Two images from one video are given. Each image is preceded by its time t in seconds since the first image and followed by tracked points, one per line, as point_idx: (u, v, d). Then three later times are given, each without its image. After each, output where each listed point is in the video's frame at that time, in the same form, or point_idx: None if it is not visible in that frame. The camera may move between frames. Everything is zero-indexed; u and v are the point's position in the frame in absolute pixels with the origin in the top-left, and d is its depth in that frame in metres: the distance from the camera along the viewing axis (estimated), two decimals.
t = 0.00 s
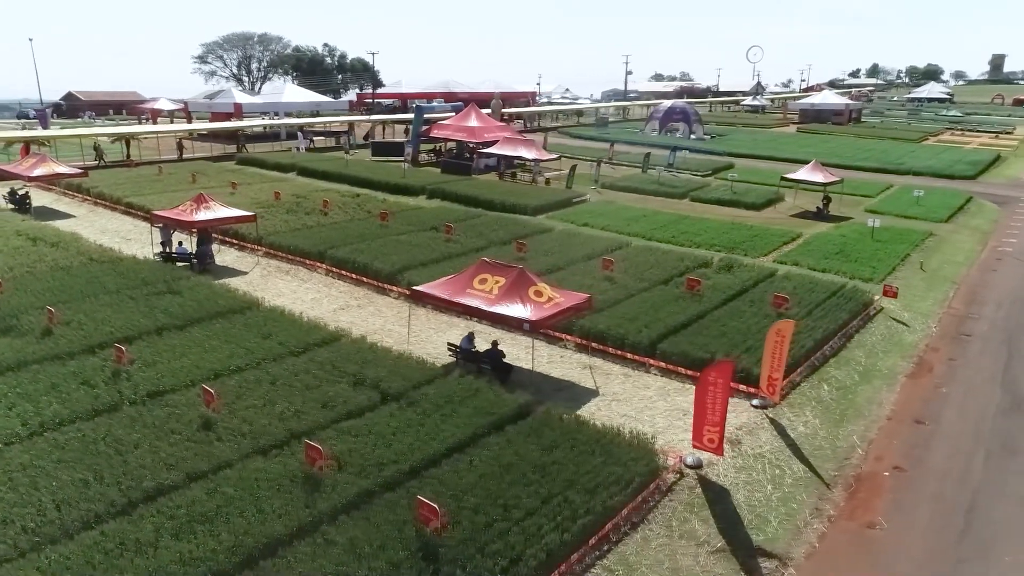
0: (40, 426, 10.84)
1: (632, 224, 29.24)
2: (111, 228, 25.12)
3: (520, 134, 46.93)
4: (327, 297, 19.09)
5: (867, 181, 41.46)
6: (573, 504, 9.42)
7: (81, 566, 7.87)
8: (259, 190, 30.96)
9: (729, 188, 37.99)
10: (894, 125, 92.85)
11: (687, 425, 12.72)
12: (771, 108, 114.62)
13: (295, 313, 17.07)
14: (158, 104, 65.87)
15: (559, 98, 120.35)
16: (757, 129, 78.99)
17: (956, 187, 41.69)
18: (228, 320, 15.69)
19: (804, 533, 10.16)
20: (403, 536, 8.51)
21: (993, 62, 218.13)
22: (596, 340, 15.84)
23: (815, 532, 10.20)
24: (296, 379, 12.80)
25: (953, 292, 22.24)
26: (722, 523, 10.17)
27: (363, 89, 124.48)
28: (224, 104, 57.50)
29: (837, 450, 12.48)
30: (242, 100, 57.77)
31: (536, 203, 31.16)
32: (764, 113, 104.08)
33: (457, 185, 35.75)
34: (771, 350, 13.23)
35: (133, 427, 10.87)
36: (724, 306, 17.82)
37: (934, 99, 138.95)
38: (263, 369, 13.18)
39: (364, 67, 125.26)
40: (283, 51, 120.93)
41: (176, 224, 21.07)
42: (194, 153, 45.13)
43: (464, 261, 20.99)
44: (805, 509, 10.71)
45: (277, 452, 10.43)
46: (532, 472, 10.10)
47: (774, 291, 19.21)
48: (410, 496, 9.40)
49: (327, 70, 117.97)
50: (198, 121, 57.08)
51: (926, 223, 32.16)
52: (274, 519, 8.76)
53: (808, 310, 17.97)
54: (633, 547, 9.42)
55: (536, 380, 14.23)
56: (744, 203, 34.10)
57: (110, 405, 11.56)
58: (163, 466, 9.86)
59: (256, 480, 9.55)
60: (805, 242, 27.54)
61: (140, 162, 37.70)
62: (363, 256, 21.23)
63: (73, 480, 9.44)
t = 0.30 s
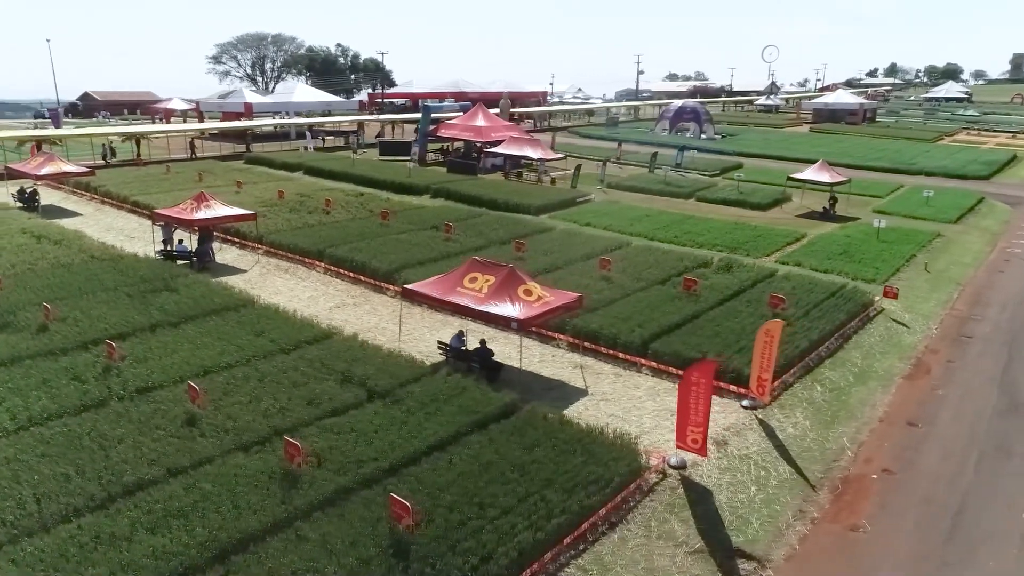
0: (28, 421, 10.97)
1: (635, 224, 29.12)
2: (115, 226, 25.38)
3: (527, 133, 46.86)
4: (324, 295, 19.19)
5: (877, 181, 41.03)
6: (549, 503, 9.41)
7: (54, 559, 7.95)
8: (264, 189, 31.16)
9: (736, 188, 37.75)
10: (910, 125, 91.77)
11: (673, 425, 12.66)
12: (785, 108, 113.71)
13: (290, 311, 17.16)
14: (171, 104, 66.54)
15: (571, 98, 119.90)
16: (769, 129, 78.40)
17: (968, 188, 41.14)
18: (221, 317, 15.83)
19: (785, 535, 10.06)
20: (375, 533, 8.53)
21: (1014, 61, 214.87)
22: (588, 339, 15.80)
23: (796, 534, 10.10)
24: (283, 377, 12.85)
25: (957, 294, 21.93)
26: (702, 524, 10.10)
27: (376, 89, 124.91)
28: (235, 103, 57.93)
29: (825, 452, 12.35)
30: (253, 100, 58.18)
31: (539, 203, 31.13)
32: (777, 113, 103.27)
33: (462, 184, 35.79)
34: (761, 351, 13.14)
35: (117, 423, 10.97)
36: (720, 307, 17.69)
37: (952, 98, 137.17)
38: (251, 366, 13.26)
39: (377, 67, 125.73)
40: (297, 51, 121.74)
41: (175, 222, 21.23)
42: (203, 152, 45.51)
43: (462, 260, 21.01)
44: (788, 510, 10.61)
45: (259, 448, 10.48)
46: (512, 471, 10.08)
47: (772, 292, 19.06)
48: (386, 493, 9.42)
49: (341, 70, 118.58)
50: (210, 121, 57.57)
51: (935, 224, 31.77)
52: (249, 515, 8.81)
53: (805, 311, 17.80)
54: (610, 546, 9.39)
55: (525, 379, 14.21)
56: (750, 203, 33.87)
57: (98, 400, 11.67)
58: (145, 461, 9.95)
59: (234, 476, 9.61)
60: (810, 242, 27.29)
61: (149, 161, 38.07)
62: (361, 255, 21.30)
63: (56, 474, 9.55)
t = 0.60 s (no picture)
0: (18, 415, 11.13)
1: (640, 223, 28.99)
2: (122, 224, 25.68)
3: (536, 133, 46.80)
4: (323, 292, 19.30)
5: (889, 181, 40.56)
6: (526, 501, 9.39)
7: (31, 551, 8.05)
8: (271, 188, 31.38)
9: (744, 188, 37.47)
10: (928, 125, 90.60)
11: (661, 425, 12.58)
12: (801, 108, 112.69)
13: (287, 309, 17.27)
14: (185, 104, 67.20)
15: (583, 98, 119.57)
16: (783, 129, 77.75)
17: (982, 188, 40.54)
18: (216, 314, 15.95)
19: (767, 537, 9.96)
20: (348, 529, 8.55)
21: None
22: (581, 339, 15.75)
23: (778, 536, 9.99)
24: (272, 374, 12.92)
25: (962, 295, 21.62)
26: (682, 525, 10.02)
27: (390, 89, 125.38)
28: (248, 103, 58.41)
29: (815, 454, 12.21)
30: (266, 100, 58.63)
31: (544, 202, 31.10)
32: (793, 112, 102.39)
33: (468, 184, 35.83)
34: (751, 351, 13.01)
35: (105, 417, 11.09)
36: (717, 307, 17.55)
37: (972, 97, 135.21)
38: (241, 363, 13.35)
39: (391, 67, 126.13)
40: (312, 51, 122.51)
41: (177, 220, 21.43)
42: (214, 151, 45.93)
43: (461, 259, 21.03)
44: (771, 512, 10.51)
45: (241, 444, 10.54)
46: (492, 469, 10.06)
47: (771, 292, 18.89)
48: (364, 490, 9.45)
49: (355, 70, 119.17)
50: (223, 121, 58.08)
51: (945, 224, 31.33)
52: (226, 510, 8.87)
53: (803, 312, 17.63)
54: (588, 546, 9.34)
55: (515, 378, 14.19)
56: (758, 203, 33.60)
57: (88, 395, 11.82)
58: (128, 455, 10.05)
59: (215, 471, 9.68)
60: (816, 242, 27.02)
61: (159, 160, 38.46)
62: (360, 253, 21.38)
63: (39, 468, 9.66)
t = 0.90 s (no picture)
0: (10, 408, 11.30)
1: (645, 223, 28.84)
2: (131, 222, 26.00)
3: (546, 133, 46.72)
4: (323, 290, 19.41)
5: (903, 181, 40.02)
6: (505, 500, 9.38)
7: (11, 542, 8.17)
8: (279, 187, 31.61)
9: (754, 188, 37.15)
10: (948, 125, 89.25)
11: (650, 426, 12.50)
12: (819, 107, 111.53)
13: (285, 306, 17.39)
14: (201, 104, 67.90)
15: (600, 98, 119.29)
16: (799, 129, 77.01)
17: (998, 189, 39.89)
18: (214, 311, 16.09)
19: (750, 539, 9.85)
20: (324, 525, 8.59)
21: None
22: (576, 339, 15.71)
23: (762, 538, 9.89)
24: (264, 370, 13.01)
25: (970, 296, 21.29)
26: (664, 525, 9.95)
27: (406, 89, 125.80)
28: (262, 103, 58.89)
29: (805, 455, 12.08)
30: (279, 100, 59.08)
31: (550, 202, 31.05)
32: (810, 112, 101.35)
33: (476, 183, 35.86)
34: (744, 352, 12.90)
35: (95, 412, 11.23)
36: (716, 308, 17.42)
37: (994, 96, 132.99)
38: (234, 359, 13.46)
39: (407, 67, 126.53)
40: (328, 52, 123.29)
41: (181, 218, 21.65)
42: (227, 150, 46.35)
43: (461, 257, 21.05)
44: (757, 514, 10.40)
45: (227, 439, 10.62)
46: (473, 467, 10.07)
47: (772, 292, 18.72)
48: (344, 486, 9.49)
49: (371, 70, 119.67)
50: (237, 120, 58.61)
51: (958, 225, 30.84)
52: (206, 504, 8.95)
53: (803, 313, 17.45)
54: (566, 545, 9.29)
55: (508, 377, 14.18)
56: (767, 203, 33.29)
57: (81, 390, 11.98)
58: (115, 449, 10.17)
59: (198, 466, 9.77)
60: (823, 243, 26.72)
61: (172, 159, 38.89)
62: (362, 252, 21.47)
63: (27, 460, 9.81)
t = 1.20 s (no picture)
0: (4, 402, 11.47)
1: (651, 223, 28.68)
2: (139, 220, 26.32)
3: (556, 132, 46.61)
4: (323, 288, 19.53)
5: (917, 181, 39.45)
6: (485, 498, 9.38)
7: None
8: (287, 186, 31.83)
9: (764, 188, 36.80)
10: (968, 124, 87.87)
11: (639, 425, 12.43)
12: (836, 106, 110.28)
13: (284, 304, 17.50)
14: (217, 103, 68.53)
15: (615, 98, 118.73)
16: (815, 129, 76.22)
17: (1014, 189, 39.22)
18: (212, 308, 16.23)
19: (733, 541, 9.77)
20: (302, 521, 8.63)
21: None
22: (571, 338, 15.66)
23: (745, 540, 9.79)
24: (256, 367, 13.10)
25: (977, 298, 20.96)
26: (646, 526, 9.89)
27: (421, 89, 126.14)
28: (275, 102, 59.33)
29: (796, 458, 11.94)
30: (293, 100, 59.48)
31: (556, 202, 31.00)
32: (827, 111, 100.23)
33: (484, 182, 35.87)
34: (736, 352, 12.81)
35: (86, 406, 11.38)
36: (714, 308, 17.29)
37: (1017, 96, 130.81)
38: (227, 356, 13.57)
39: (422, 67, 126.88)
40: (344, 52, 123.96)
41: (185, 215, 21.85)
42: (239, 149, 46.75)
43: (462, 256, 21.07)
44: (742, 516, 10.31)
45: (214, 435, 10.71)
46: (455, 465, 10.07)
47: (772, 292, 18.55)
48: (325, 482, 9.53)
49: (386, 69, 120.04)
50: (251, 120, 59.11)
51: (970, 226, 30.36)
52: (187, 498, 9.04)
53: (803, 313, 17.28)
54: (545, 544, 9.26)
55: (500, 376, 14.17)
56: (776, 203, 32.98)
57: (75, 385, 12.14)
58: (102, 443, 10.29)
59: (183, 460, 9.87)
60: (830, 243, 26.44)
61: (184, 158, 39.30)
62: (363, 250, 21.55)
63: (16, 453, 9.96)
